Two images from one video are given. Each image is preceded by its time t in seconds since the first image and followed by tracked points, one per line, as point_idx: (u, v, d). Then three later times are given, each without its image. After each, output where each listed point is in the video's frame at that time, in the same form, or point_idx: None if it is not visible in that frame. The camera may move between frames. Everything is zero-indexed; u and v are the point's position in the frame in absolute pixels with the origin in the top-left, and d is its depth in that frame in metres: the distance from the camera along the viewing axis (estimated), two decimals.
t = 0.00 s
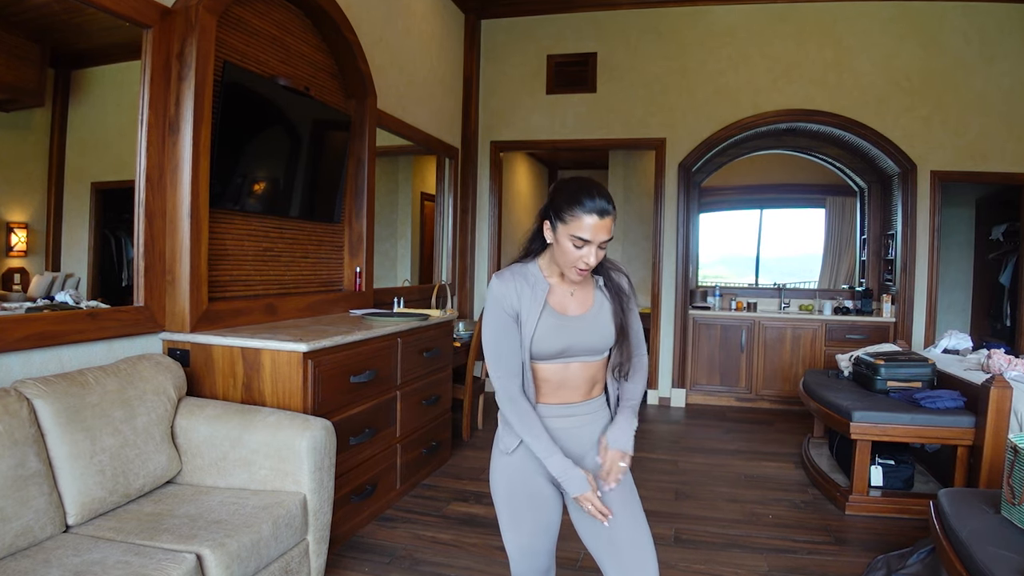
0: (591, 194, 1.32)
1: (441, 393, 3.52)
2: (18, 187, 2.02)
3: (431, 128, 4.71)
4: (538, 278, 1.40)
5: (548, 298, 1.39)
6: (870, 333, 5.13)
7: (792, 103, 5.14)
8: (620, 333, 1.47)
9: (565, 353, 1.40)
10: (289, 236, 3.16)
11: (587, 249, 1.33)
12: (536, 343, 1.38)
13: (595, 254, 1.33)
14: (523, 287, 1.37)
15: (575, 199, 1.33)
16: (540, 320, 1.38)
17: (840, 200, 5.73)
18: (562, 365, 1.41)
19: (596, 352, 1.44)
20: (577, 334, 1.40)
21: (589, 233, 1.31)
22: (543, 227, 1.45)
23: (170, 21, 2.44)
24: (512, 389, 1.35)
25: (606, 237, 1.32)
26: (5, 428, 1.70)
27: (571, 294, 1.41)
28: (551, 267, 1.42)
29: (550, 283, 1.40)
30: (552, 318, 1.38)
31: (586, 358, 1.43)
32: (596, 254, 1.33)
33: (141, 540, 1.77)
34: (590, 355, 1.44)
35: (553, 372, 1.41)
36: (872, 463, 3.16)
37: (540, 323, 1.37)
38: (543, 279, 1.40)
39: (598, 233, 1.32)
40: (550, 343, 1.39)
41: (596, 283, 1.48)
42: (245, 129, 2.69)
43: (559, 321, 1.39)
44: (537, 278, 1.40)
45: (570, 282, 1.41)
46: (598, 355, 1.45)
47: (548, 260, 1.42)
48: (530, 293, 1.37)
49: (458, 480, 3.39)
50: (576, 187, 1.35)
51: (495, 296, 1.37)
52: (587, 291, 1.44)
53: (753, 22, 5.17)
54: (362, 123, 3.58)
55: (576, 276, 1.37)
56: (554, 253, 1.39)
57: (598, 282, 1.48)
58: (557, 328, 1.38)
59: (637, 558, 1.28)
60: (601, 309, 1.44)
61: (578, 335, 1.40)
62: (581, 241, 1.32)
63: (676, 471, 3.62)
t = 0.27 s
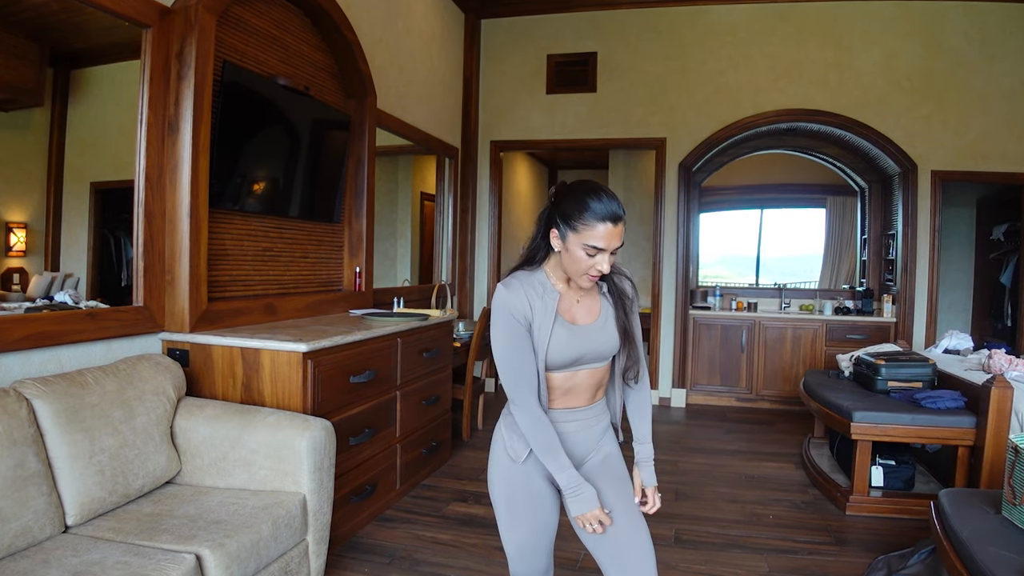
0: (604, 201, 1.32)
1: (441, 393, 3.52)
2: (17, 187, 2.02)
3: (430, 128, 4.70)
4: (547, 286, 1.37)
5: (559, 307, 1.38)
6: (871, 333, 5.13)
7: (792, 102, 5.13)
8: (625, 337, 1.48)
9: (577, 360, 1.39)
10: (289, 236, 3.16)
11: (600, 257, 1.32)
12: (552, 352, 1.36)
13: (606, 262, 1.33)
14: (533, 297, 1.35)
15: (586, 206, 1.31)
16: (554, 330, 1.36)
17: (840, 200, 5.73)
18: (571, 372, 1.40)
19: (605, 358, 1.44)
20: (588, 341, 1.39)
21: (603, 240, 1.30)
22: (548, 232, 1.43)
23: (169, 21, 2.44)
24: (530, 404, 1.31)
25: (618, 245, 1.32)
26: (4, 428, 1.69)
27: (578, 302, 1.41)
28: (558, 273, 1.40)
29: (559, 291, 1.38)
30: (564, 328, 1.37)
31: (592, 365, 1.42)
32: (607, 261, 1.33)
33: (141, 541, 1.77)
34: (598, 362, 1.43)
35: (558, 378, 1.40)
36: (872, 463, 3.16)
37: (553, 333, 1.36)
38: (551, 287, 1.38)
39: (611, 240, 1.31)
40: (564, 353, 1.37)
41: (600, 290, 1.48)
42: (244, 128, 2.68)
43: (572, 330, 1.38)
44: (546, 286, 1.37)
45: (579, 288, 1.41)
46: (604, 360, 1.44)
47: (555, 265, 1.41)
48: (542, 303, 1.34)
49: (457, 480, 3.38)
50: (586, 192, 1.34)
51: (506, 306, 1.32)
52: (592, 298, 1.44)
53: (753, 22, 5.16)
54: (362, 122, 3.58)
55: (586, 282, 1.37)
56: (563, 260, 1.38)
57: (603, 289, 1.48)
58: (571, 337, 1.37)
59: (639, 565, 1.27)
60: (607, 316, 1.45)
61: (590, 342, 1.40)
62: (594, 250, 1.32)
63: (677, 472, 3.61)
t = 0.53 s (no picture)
0: (603, 207, 1.30)
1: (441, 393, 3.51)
2: (16, 187, 2.01)
3: (430, 127, 4.70)
4: (545, 288, 1.38)
5: (555, 309, 1.38)
6: (871, 333, 5.12)
7: (793, 102, 5.13)
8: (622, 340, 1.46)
9: (574, 362, 1.39)
10: (289, 236, 3.15)
11: (598, 262, 1.32)
12: (546, 351, 1.36)
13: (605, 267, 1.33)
14: (530, 300, 1.35)
15: (586, 210, 1.31)
16: (550, 333, 1.36)
17: (841, 200, 5.72)
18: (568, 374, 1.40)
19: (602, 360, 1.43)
20: (585, 345, 1.39)
21: (602, 245, 1.30)
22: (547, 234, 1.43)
23: (168, 21, 2.43)
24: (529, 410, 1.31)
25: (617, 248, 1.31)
26: (3, 428, 1.69)
27: (575, 304, 1.41)
28: (556, 276, 1.40)
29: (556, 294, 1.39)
30: (560, 329, 1.37)
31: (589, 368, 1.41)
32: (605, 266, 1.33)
33: (140, 541, 1.77)
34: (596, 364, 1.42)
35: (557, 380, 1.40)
36: (873, 463, 3.16)
37: (549, 337, 1.36)
38: (548, 289, 1.38)
39: (610, 244, 1.30)
40: (560, 355, 1.37)
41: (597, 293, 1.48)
42: (243, 127, 2.68)
43: (568, 332, 1.38)
44: (543, 288, 1.38)
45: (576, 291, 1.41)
46: (603, 362, 1.43)
47: (553, 268, 1.41)
48: (538, 306, 1.34)
49: (457, 480, 3.38)
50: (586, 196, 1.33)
51: (502, 309, 1.33)
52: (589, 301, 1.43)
53: (753, 21, 5.15)
54: (361, 122, 3.57)
55: (585, 285, 1.36)
56: (561, 263, 1.37)
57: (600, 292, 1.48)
58: (566, 339, 1.37)
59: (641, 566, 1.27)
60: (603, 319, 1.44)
61: (587, 344, 1.39)
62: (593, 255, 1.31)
63: (677, 472, 3.61)
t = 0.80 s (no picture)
0: (594, 208, 1.30)
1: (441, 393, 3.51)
2: (16, 187, 2.01)
3: (430, 127, 4.69)
4: (538, 284, 1.38)
5: (548, 305, 1.38)
6: (872, 333, 5.12)
7: (793, 102, 5.12)
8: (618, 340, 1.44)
9: (566, 358, 1.40)
10: (288, 236, 3.15)
11: (592, 263, 1.32)
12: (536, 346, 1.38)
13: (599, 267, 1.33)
14: (522, 296, 1.36)
15: (577, 211, 1.30)
16: (539, 328, 1.37)
17: (842, 200, 5.71)
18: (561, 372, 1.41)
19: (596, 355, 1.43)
20: (577, 340, 1.40)
21: (593, 247, 1.30)
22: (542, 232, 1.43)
23: (168, 20, 2.43)
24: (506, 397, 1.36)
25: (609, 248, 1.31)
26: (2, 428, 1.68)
27: (570, 300, 1.40)
28: (551, 273, 1.40)
29: (550, 290, 1.39)
30: (551, 324, 1.38)
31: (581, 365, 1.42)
32: (600, 265, 1.33)
33: (139, 542, 1.76)
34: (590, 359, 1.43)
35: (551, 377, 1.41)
36: (874, 464, 3.15)
37: (538, 331, 1.37)
38: (542, 286, 1.38)
39: (602, 244, 1.30)
40: (549, 349, 1.38)
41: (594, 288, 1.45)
42: (243, 127, 2.67)
43: (559, 327, 1.38)
44: (537, 285, 1.38)
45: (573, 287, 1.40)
46: (599, 358, 1.44)
47: (548, 264, 1.40)
48: (529, 301, 1.36)
49: (457, 480, 3.37)
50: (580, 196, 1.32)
51: (493, 306, 1.35)
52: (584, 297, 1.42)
53: (754, 21, 5.15)
54: (361, 121, 3.57)
55: (579, 284, 1.37)
56: (556, 262, 1.37)
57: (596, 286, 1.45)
58: (556, 333, 1.38)
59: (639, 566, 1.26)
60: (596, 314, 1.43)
61: (578, 339, 1.40)
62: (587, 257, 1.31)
63: (677, 472, 3.60)
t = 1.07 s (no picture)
0: (581, 200, 1.29)
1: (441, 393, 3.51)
2: (15, 187, 2.01)
3: (430, 127, 4.69)
4: (534, 280, 1.39)
5: (542, 302, 1.39)
6: (873, 333, 5.11)
7: (794, 101, 5.12)
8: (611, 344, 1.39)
9: (559, 357, 1.39)
10: (288, 236, 3.15)
11: (584, 255, 1.30)
12: (528, 343, 1.39)
13: (591, 258, 1.31)
14: (516, 292, 1.37)
15: (568, 205, 1.30)
16: (530, 325, 1.38)
17: (842, 200, 5.71)
18: (562, 373, 1.41)
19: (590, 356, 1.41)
20: (570, 339, 1.39)
21: (584, 238, 1.29)
22: (537, 229, 1.43)
23: (167, 20, 2.42)
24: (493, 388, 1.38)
25: (601, 238, 1.30)
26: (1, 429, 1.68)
27: (565, 298, 1.39)
28: (548, 271, 1.39)
29: (543, 288, 1.39)
30: (542, 321, 1.38)
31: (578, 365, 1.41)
32: (594, 257, 1.31)
33: (138, 542, 1.76)
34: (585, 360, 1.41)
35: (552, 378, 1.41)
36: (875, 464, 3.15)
37: (529, 328, 1.38)
38: (538, 283, 1.38)
39: (593, 235, 1.29)
40: (542, 347, 1.39)
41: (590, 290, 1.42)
42: (243, 127, 2.67)
43: (551, 325, 1.38)
44: (532, 281, 1.38)
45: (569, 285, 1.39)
46: (593, 360, 1.42)
47: (544, 262, 1.40)
48: (521, 296, 1.37)
49: (457, 481, 3.37)
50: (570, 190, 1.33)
51: (488, 300, 1.39)
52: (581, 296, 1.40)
53: (754, 20, 5.14)
54: (361, 121, 3.56)
55: (575, 279, 1.35)
56: (552, 259, 1.37)
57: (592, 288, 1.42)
58: (548, 332, 1.38)
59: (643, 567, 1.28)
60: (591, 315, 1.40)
61: (570, 339, 1.39)
62: (578, 248, 1.30)
63: (678, 472, 3.60)
